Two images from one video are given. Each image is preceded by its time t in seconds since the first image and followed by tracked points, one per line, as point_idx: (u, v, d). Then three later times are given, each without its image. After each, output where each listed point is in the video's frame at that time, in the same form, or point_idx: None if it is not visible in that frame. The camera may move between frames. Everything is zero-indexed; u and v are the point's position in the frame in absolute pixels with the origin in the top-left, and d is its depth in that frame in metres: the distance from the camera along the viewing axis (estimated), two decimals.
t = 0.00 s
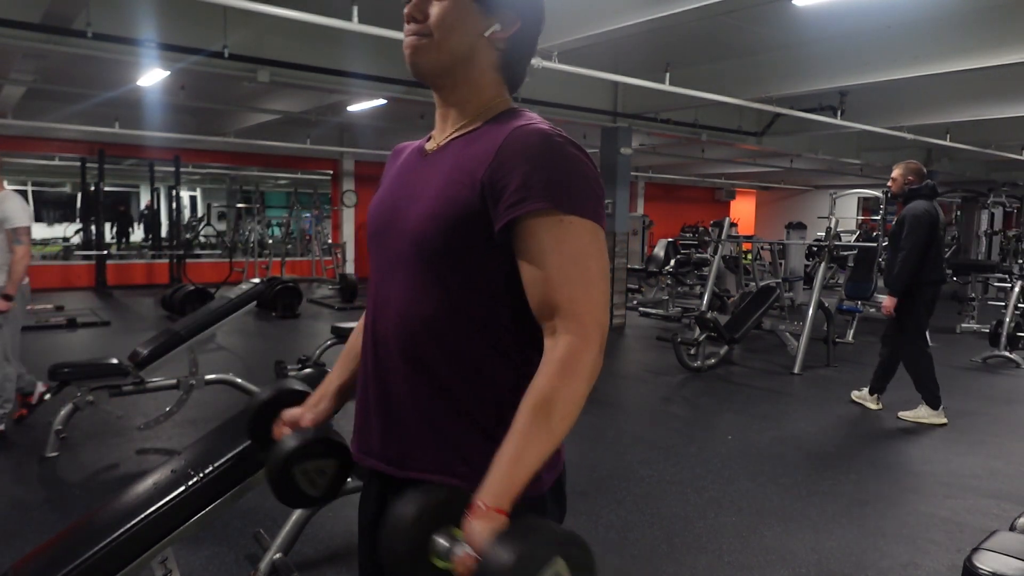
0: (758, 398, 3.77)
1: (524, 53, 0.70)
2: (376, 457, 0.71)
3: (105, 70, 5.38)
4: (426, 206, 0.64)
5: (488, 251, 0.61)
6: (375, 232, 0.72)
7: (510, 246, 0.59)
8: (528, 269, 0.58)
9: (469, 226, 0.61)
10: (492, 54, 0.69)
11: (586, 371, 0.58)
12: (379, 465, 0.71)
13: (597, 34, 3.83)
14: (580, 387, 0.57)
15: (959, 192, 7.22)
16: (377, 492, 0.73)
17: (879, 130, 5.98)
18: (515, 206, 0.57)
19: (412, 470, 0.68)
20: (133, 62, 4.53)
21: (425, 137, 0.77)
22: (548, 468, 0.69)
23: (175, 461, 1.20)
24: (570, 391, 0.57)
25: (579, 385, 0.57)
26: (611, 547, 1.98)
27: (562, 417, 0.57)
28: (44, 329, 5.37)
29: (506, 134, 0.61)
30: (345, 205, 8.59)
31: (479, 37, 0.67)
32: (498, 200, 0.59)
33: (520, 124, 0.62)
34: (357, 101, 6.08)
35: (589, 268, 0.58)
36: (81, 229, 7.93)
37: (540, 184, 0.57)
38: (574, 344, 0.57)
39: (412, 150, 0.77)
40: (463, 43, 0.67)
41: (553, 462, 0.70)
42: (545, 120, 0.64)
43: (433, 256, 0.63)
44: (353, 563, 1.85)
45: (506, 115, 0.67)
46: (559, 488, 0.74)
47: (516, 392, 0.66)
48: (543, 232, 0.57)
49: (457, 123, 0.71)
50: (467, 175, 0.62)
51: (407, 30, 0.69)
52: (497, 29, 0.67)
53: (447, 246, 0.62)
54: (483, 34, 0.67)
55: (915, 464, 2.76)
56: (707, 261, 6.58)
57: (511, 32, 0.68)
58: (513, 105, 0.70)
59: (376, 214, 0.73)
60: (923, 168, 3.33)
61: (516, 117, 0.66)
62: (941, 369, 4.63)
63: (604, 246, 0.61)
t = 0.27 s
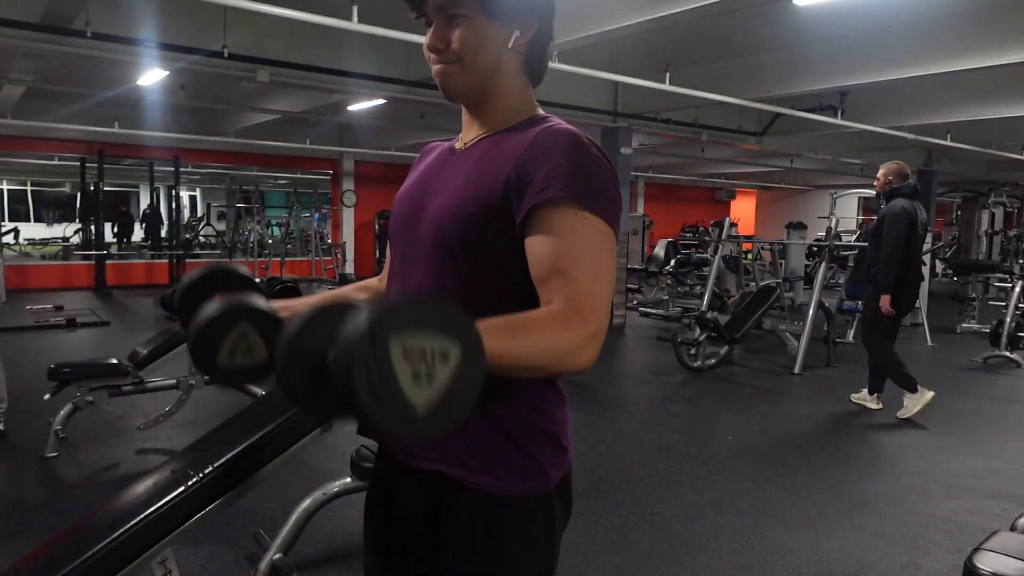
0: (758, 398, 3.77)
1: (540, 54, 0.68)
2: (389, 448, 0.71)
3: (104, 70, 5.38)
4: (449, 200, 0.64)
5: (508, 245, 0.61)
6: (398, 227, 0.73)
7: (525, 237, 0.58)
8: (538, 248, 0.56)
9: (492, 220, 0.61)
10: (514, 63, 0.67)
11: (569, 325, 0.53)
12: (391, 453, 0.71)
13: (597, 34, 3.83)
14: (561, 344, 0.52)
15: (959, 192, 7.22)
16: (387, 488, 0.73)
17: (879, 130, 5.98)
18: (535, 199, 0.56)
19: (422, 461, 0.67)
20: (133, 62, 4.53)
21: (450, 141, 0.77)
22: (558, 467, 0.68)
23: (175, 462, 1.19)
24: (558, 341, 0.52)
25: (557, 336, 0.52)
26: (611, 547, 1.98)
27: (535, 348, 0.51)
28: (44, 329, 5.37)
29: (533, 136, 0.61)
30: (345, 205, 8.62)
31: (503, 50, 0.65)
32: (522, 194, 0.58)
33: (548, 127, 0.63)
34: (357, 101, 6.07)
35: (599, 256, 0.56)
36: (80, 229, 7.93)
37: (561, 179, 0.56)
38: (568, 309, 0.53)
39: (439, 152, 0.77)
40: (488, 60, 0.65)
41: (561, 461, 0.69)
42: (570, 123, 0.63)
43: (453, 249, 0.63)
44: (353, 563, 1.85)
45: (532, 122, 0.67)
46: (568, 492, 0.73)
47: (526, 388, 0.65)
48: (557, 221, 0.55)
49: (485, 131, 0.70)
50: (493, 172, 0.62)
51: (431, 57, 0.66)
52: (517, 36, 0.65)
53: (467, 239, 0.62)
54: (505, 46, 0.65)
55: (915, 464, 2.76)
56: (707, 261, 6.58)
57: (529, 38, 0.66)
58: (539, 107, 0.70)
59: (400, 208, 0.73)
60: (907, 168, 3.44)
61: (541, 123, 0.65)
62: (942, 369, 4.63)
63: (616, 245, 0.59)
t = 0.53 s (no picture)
0: (758, 398, 3.77)
1: (511, 50, 0.65)
2: (377, 446, 0.71)
3: (105, 70, 5.38)
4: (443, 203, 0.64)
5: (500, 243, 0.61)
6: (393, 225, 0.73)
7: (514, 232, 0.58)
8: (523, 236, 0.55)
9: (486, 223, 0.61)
10: (489, 70, 0.65)
11: (556, 292, 0.52)
12: (379, 452, 0.70)
13: (597, 34, 3.83)
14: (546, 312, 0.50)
15: (960, 192, 7.22)
16: (374, 490, 0.72)
17: (880, 130, 5.98)
18: (526, 199, 0.56)
19: (410, 460, 0.67)
20: (133, 62, 4.53)
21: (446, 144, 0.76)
22: (546, 468, 0.68)
23: (175, 462, 1.19)
24: (540, 310, 0.50)
25: (542, 301, 0.50)
26: (611, 547, 1.98)
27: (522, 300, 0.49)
28: (45, 329, 5.37)
29: (522, 137, 0.61)
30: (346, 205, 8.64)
31: (475, 65, 0.63)
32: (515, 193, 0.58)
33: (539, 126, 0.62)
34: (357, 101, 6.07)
35: (586, 246, 0.55)
36: (81, 229, 7.93)
37: (553, 177, 0.56)
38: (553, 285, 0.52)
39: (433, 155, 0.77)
40: (464, 80, 0.63)
41: (552, 461, 0.69)
42: (559, 123, 0.63)
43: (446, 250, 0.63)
44: (352, 563, 1.85)
45: (520, 122, 0.66)
46: (559, 492, 0.73)
47: (517, 386, 0.65)
48: (546, 214, 0.55)
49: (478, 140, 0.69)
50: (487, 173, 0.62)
51: (407, 90, 0.64)
52: (482, 45, 0.62)
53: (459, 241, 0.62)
54: (475, 61, 0.63)
55: (915, 464, 2.76)
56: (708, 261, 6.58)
57: (494, 41, 0.63)
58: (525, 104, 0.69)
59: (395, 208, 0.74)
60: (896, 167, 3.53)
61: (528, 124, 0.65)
62: (942, 369, 4.63)
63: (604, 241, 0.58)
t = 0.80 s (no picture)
0: (758, 398, 3.76)
1: (507, 49, 0.65)
2: (383, 450, 0.71)
3: (105, 70, 5.38)
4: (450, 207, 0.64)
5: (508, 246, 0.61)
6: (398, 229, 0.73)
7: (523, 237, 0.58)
8: (536, 240, 0.54)
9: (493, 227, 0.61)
10: (485, 73, 0.65)
11: (568, 298, 0.51)
12: (385, 456, 0.70)
13: (597, 34, 3.83)
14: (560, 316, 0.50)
15: (960, 192, 7.22)
16: (381, 489, 0.73)
17: (879, 130, 5.98)
18: (536, 203, 0.56)
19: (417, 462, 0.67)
20: (133, 62, 4.53)
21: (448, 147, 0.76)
22: (553, 468, 0.68)
23: (176, 462, 1.19)
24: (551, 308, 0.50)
25: (551, 302, 0.50)
26: (611, 547, 1.98)
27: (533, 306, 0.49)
28: (45, 329, 5.37)
29: (528, 140, 0.61)
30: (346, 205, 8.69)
31: (469, 71, 0.63)
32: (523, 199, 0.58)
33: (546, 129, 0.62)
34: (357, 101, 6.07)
35: (600, 250, 0.55)
36: (81, 229, 7.93)
37: (561, 180, 0.56)
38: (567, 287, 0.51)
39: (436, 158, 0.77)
40: (461, 86, 0.63)
41: (558, 462, 0.69)
42: (565, 125, 0.63)
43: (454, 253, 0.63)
44: (353, 563, 1.85)
45: (522, 125, 0.66)
46: (563, 491, 0.73)
47: (523, 390, 0.65)
48: (556, 218, 0.55)
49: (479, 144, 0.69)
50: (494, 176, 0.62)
51: (405, 101, 0.65)
52: (477, 50, 0.62)
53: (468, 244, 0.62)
54: (469, 66, 0.63)
55: (915, 464, 2.76)
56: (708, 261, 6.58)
57: (489, 44, 0.63)
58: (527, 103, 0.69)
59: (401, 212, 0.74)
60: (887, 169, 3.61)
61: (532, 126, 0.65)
62: (942, 369, 4.63)
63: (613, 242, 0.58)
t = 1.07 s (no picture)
0: (758, 398, 3.76)
1: (529, 51, 0.66)
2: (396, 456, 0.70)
3: (105, 70, 5.38)
4: (451, 210, 0.63)
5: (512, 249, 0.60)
6: (400, 232, 0.72)
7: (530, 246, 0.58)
8: (549, 262, 0.56)
9: (495, 232, 0.60)
10: (499, 63, 0.65)
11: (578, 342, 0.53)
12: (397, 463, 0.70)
13: (596, 34, 3.83)
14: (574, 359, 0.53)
15: (960, 192, 7.22)
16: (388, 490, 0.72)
17: (879, 130, 5.98)
18: (542, 209, 0.56)
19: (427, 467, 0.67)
20: (133, 62, 4.53)
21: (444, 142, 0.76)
22: (564, 465, 0.68)
23: (176, 462, 1.18)
24: (565, 354, 0.53)
25: (566, 351, 0.53)
26: (611, 547, 1.97)
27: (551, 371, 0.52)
28: (44, 329, 5.37)
29: (532, 140, 0.60)
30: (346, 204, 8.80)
31: (487, 52, 0.64)
32: (526, 204, 0.57)
33: (547, 130, 0.62)
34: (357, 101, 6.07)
35: (611, 260, 0.56)
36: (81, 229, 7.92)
37: (567, 183, 0.56)
38: (581, 322, 0.53)
39: (433, 155, 0.76)
40: (474, 65, 0.64)
41: (567, 461, 0.69)
42: (567, 126, 0.63)
43: (457, 257, 0.62)
44: (353, 563, 1.85)
45: (525, 123, 0.66)
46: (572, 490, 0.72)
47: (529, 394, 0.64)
48: (564, 230, 0.55)
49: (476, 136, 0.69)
50: (495, 178, 0.60)
51: (417, 70, 0.64)
52: (501, 37, 0.64)
53: (471, 250, 0.61)
54: (489, 46, 0.63)
55: (914, 464, 2.76)
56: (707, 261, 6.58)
57: (513, 38, 0.64)
58: (529, 108, 0.69)
59: (401, 216, 0.72)
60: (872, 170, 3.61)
61: (536, 125, 0.64)
62: (941, 369, 4.63)
63: (622, 244, 0.58)
